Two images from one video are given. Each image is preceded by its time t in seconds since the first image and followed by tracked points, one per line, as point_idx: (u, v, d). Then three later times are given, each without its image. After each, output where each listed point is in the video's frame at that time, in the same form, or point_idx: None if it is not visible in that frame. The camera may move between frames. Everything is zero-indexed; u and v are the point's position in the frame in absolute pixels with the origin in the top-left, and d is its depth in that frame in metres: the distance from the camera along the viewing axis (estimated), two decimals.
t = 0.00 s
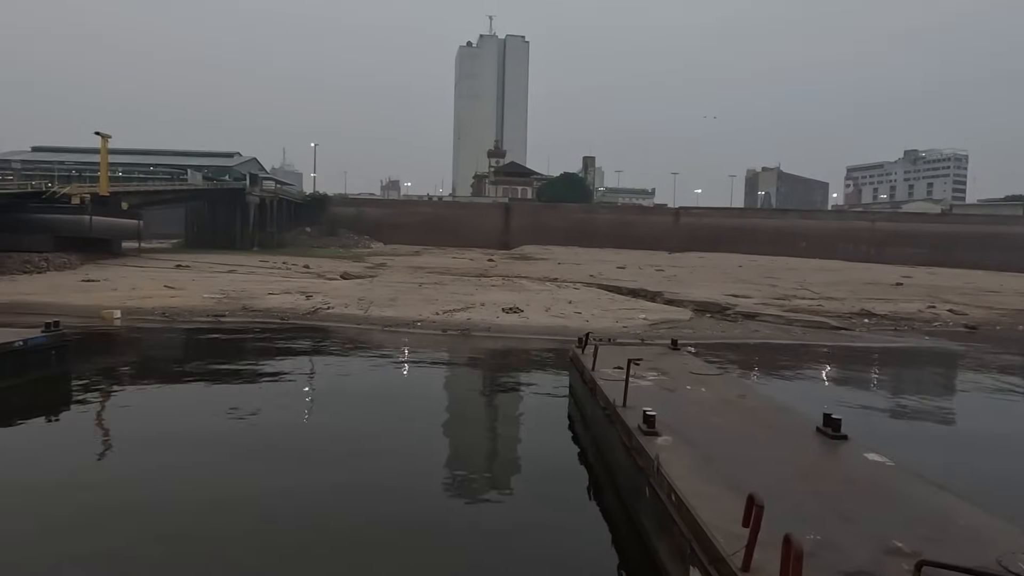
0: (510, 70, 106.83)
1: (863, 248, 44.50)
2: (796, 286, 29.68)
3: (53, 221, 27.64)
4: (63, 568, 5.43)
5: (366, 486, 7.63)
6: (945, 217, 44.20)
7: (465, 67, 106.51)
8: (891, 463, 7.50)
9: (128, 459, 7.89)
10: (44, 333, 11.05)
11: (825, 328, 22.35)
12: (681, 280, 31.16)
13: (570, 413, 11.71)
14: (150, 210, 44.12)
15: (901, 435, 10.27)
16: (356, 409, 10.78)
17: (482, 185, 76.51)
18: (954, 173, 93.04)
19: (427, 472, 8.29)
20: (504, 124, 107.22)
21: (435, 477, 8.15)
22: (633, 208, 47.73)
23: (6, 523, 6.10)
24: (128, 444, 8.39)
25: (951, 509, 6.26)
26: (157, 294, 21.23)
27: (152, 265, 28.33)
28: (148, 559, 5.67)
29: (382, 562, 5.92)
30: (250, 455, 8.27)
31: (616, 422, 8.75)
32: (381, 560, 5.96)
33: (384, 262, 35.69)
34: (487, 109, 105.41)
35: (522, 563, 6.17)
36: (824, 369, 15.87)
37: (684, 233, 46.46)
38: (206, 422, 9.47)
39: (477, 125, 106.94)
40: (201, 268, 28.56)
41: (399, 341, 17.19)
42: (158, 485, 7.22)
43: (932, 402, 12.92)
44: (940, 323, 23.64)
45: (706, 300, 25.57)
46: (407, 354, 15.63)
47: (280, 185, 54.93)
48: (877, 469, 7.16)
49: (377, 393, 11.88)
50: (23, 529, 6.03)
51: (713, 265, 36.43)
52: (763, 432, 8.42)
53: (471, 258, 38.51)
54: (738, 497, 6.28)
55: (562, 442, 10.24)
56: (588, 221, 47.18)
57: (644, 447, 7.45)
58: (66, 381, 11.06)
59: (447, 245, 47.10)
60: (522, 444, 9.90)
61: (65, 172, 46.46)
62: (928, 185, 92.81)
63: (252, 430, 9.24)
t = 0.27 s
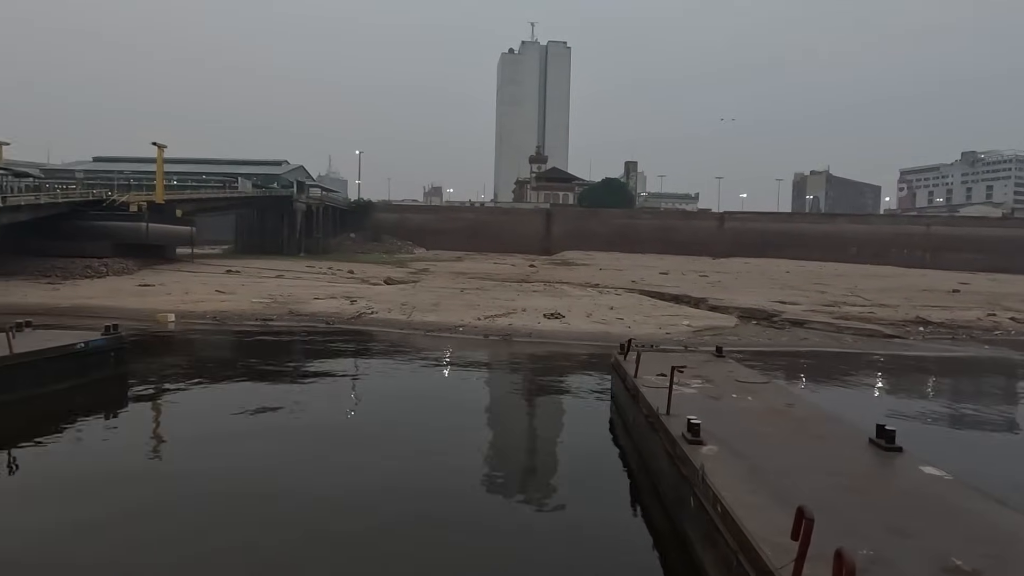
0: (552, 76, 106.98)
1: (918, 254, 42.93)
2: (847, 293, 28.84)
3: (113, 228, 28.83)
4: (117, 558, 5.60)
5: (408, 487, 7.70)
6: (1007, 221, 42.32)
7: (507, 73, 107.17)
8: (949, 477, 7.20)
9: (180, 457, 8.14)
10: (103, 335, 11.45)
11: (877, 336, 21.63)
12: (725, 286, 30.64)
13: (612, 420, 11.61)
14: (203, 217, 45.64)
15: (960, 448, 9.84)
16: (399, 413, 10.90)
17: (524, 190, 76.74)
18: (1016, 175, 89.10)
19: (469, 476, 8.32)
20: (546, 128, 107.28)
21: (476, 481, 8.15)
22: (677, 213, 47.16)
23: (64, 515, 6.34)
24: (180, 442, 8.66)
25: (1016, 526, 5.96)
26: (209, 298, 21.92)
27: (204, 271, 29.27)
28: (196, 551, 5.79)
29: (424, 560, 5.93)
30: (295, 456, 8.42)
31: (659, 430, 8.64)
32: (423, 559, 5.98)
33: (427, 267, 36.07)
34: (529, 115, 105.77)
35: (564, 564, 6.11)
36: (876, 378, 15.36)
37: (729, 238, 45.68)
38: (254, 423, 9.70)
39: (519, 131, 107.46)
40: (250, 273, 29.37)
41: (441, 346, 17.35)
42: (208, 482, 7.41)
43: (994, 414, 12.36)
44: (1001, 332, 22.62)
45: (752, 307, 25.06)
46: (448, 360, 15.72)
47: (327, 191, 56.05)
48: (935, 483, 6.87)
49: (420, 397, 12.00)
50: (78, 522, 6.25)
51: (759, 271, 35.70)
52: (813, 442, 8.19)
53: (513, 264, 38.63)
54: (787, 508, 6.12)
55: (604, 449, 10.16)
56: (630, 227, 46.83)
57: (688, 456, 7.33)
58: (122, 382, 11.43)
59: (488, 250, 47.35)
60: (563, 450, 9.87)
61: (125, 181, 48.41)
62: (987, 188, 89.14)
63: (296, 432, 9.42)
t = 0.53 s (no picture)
0: (590, 80, 106.74)
1: (971, 258, 41.39)
2: (894, 298, 27.98)
3: (163, 233, 29.79)
4: (163, 555, 5.75)
5: (446, 489, 7.74)
6: None
7: (544, 78, 107.30)
8: (1005, 490, 6.90)
9: (225, 455, 8.33)
10: (153, 337, 11.82)
11: (927, 342, 20.93)
12: (766, 291, 30.05)
13: (650, 426, 11.49)
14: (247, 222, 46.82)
15: (1017, 460, 9.43)
16: (437, 415, 10.98)
17: (561, 195, 76.65)
18: None
19: (506, 479, 8.32)
20: (584, 132, 107.01)
21: (514, 484, 8.15)
22: (716, 216, 46.49)
23: (114, 511, 6.54)
24: (225, 441, 8.87)
25: None
26: (253, 302, 22.45)
27: (248, 275, 30.04)
28: (240, 549, 5.90)
29: (462, 563, 5.94)
30: (336, 456, 8.54)
31: (699, 437, 8.52)
32: (461, 560, 6.00)
33: (464, 271, 36.29)
34: (566, 120, 105.67)
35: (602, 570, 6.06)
36: (926, 386, 14.84)
37: (770, 242, 44.82)
38: (296, 423, 9.88)
39: (556, 136, 107.46)
40: (292, 277, 29.99)
41: (478, 350, 17.45)
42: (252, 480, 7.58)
43: None
44: None
45: (794, 312, 24.52)
46: (485, 364, 15.79)
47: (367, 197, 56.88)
48: (992, 497, 6.59)
49: (457, 400, 12.07)
50: (129, 517, 6.45)
51: (802, 275, 34.92)
52: (861, 453, 7.95)
53: (550, 268, 38.59)
54: (834, 520, 5.95)
55: (642, 455, 10.05)
56: (668, 230, 46.35)
57: (730, 464, 7.20)
58: (170, 383, 11.75)
59: (525, 255, 47.40)
60: (600, 455, 9.80)
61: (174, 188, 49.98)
62: None
63: (336, 432, 9.54)
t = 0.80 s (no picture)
0: (626, 83, 106.12)
1: None
2: (942, 303, 27.09)
3: (206, 237, 30.59)
4: (205, 551, 5.87)
5: (482, 491, 7.75)
6: None
7: (579, 82, 107.06)
8: None
9: (266, 454, 8.49)
10: (198, 339, 12.13)
11: (977, 348, 20.20)
12: (807, 295, 29.42)
13: (687, 432, 11.33)
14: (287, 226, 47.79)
15: None
16: (472, 416, 11.03)
17: (597, 198, 76.37)
18: None
19: (542, 481, 8.30)
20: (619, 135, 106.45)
21: (550, 487, 8.13)
22: (755, 219, 45.72)
23: (160, 508, 6.71)
24: (265, 440, 9.04)
25: None
26: (293, 304, 22.89)
27: (288, 278, 30.64)
28: (279, 548, 5.98)
29: (497, 564, 5.92)
30: (372, 457, 8.61)
31: (739, 443, 8.37)
32: (497, 562, 5.99)
33: (499, 274, 36.45)
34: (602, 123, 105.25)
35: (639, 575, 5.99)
36: (977, 394, 14.32)
37: (811, 245, 43.89)
38: (334, 423, 10.02)
39: (592, 140, 107.17)
40: (331, 280, 30.50)
41: (513, 353, 17.46)
42: (292, 479, 7.70)
43: None
44: None
45: (836, 317, 23.93)
46: (521, 367, 15.80)
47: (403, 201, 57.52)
48: None
49: (492, 402, 12.10)
50: (173, 513, 6.61)
51: (845, 279, 34.09)
52: (908, 462, 7.70)
53: (585, 272, 38.44)
54: (881, 532, 5.77)
55: (679, 460, 9.92)
56: (705, 233, 45.76)
57: (771, 472, 7.05)
58: (214, 384, 12.04)
59: (560, 258, 47.33)
60: (637, 459, 9.71)
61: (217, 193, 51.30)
62: None
63: (373, 433, 9.63)
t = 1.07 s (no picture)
0: (662, 86, 105.34)
1: None
2: (994, 308, 26.12)
3: (248, 242, 31.29)
4: (248, 544, 5.99)
5: (518, 492, 7.73)
6: None
7: (615, 85, 106.66)
8: None
9: (305, 453, 8.63)
10: (241, 341, 12.42)
11: None
12: (850, 300, 28.69)
13: (726, 438, 11.14)
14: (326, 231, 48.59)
15: None
16: (508, 418, 11.03)
17: (633, 202, 75.87)
18: None
19: (579, 483, 8.26)
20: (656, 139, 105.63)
21: (587, 488, 8.07)
22: (796, 222, 44.81)
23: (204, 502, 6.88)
24: (305, 439, 9.19)
25: None
26: (332, 308, 23.25)
27: (327, 282, 31.13)
28: (319, 544, 6.07)
29: (535, 565, 5.91)
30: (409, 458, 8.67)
31: (781, 451, 8.19)
32: (534, 562, 5.97)
33: (535, 279, 36.44)
34: (638, 126, 104.58)
35: None
36: None
37: (855, 248, 42.81)
38: (371, 424, 10.13)
39: (628, 143, 106.51)
40: (369, 284, 30.89)
41: (549, 357, 17.42)
42: (330, 476, 7.82)
43: None
44: None
45: (882, 322, 23.26)
46: (556, 371, 15.75)
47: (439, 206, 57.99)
48: None
49: (527, 404, 12.09)
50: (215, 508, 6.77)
51: (890, 283, 33.16)
52: (959, 473, 7.42)
53: (621, 276, 38.16)
54: (931, 544, 5.58)
55: (718, 466, 9.75)
56: (744, 237, 45.04)
57: (815, 480, 6.88)
58: (256, 386, 12.30)
59: (595, 262, 47.13)
60: (674, 464, 9.58)
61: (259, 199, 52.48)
62: None
63: (409, 434, 9.70)
